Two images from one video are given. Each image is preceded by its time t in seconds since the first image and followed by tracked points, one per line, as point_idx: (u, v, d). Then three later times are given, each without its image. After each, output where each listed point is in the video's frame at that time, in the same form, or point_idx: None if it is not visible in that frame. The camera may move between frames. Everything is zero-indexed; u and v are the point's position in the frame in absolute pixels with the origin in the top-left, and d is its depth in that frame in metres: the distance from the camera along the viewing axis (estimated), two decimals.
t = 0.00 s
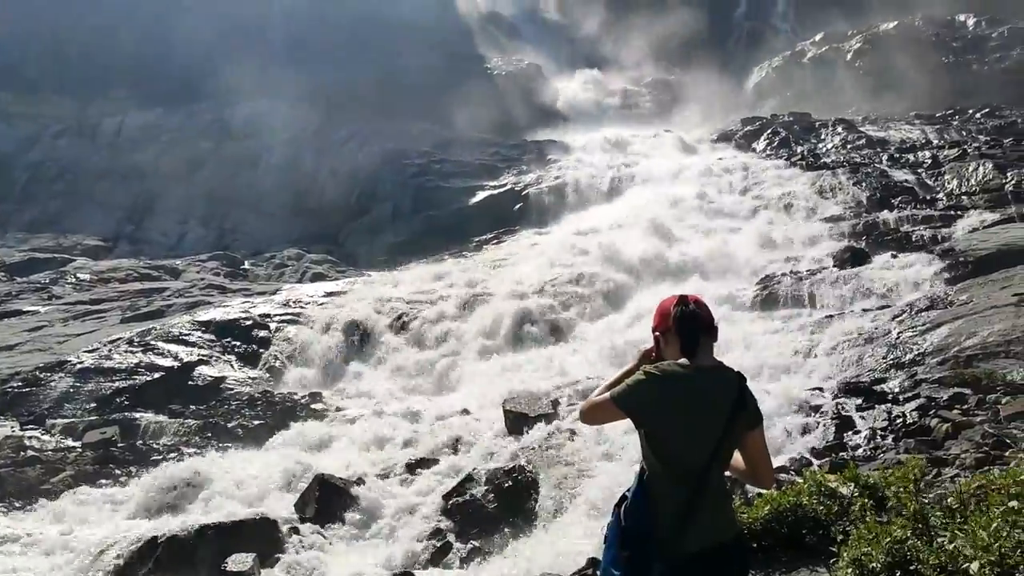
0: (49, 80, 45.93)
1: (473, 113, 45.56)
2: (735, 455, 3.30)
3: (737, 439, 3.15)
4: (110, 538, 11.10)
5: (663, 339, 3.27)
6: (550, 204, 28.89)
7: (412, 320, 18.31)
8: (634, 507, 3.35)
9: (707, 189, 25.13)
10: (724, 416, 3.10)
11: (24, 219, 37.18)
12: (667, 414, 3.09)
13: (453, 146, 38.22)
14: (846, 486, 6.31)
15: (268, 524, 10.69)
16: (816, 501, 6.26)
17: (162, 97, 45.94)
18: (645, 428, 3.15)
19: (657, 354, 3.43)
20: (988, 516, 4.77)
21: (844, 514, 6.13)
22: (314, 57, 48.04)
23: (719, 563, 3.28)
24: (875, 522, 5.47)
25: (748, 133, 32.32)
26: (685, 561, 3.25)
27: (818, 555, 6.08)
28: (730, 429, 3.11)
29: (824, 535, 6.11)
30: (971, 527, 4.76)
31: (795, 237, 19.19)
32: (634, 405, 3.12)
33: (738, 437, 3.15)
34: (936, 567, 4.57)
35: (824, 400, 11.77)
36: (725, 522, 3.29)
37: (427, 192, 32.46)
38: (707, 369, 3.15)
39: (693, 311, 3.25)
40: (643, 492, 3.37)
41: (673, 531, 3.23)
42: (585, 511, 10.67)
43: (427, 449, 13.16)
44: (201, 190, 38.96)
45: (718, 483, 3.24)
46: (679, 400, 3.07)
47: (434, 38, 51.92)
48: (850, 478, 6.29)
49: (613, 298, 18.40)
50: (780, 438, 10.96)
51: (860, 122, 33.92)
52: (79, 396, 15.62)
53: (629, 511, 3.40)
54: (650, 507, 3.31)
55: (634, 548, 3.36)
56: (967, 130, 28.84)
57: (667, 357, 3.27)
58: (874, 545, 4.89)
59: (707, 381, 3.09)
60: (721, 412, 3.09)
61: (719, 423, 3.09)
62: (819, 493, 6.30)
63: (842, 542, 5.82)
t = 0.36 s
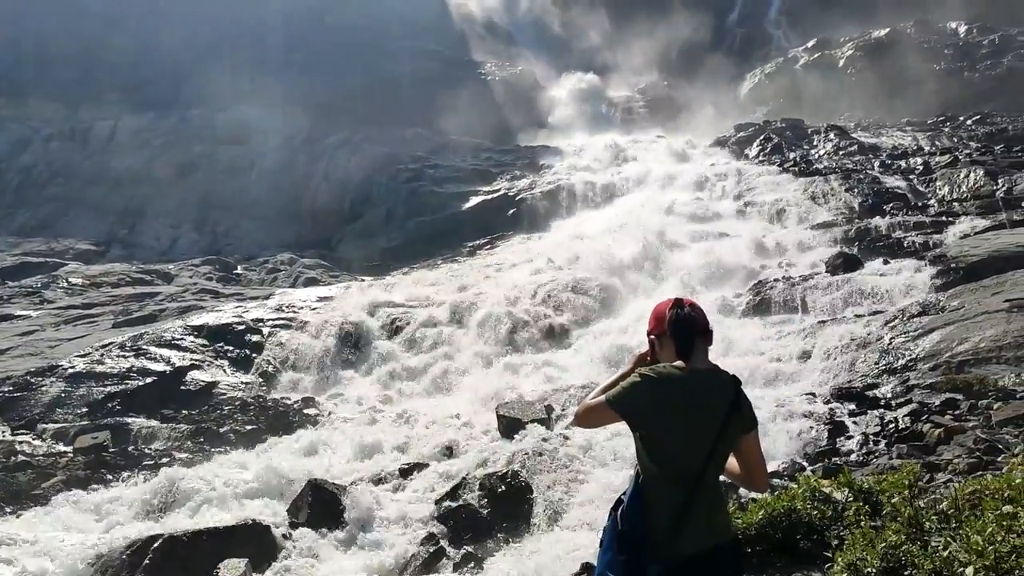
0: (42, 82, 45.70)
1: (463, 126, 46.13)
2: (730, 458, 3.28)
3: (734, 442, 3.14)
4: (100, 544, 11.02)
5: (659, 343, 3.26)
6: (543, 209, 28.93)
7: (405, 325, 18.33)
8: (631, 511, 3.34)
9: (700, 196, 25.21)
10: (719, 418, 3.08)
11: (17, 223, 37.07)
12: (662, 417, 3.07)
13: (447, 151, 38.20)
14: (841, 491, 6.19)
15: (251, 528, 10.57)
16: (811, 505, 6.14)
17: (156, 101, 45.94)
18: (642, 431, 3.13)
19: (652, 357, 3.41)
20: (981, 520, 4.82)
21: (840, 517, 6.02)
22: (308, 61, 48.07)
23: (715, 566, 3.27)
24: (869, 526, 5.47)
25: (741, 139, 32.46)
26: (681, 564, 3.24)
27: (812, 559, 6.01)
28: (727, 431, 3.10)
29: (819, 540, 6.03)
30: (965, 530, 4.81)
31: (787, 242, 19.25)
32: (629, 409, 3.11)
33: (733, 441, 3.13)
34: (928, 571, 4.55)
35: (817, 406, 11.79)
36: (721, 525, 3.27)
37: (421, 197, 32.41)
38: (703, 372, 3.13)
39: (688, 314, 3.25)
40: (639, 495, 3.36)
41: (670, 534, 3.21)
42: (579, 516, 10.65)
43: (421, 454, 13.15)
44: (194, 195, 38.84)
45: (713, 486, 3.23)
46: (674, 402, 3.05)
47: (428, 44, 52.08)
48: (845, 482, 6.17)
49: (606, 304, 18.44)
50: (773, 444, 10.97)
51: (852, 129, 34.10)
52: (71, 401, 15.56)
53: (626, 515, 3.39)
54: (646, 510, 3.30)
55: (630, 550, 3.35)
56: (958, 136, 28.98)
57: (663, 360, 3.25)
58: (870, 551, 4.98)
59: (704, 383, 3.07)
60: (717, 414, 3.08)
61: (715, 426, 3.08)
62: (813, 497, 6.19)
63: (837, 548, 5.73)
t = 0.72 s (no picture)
0: (38, 87, 45.92)
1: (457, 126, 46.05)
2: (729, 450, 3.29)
3: (729, 440, 3.12)
4: (91, 547, 10.95)
5: (654, 342, 3.24)
6: (538, 212, 28.97)
7: (400, 328, 18.33)
8: (628, 511, 3.33)
9: (694, 198, 25.28)
10: (716, 415, 3.07)
11: (11, 224, 36.97)
12: (657, 417, 3.06)
13: (442, 154, 38.20)
14: (836, 494, 6.09)
15: (243, 530, 10.47)
16: (806, 509, 5.98)
17: (151, 103, 45.92)
18: (636, 430, 3.12)
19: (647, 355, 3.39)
20: (978, 523, 4.82)
21: (836, 520, 5.87)
22: (305, 63, 48.07)
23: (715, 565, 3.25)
24: (864, 529, 5.40)
25: (735, 142, 32.54)
26: (678, 563, 3.22)
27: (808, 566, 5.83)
28: (722, 429, 3.08)
29: (815, 543, 5.86)
30: (963, 532, 4.80)
31: (782, 245, 19.29)
32: (622, 409, 3.10)
33: (729, 437, 3.12)
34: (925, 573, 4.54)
35: (812, 408, 11.80)
36: (720, 524, 3.25)
37: (416, 199, 32.40)
38: (697, 369, 3.13)
39: (684, 312, 3.22)
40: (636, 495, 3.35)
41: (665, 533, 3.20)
42: (573, 519, 10.63)
43: (415, 457, 13.12)
44: (189, 197, 38.75)
45: (709, 484, 3.20)
46: (670, 402, 3.04)
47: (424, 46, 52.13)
48: (839, 485, 6.09)
49: (601, 306, 18.45)
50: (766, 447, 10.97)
51: (846, 132, 34.18)
52: (64, 403, 15.54)
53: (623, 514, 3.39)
54: (643, 510, 3.29)
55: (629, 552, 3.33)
56: (952, 140, 29.06)
57: (658, 359, 3.24)
58: (867, 553, 4.91)
59: (697, 381, 3.06)
60: (713, 413, 3.07)
61: (710, 423, 3.07)
62: (809, 500, 6.04)
63: (834, 550, 5.55)
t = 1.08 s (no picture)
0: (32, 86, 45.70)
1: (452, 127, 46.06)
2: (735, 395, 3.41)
3: (711, 434, 3.08)
4: (83, 548, 10.91)
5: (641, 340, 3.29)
6: (533, 214, 28.98)
7: (394, 330, 18.33)
8: (619, 508, 3.35)
9: (690, 201, 25.33)
10: (696, 409, 3.06)
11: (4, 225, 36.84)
12: (635, 413, 3.10)
13: (437, 155, 38.19)
14: (830, 496, 6.07)
15: (238, 533, 10.51)
16: (802, 511, 5.93)
17: (145, 104, 45.84)
18: (619, 427, 3.17)
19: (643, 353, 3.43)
20: (973, 525, 4.85)
21: (831, 523, 5.82)
22: (300, 64, 48.02)
23: (701, 565, 3.18)
24: (860, 531, 5.39)
25: (730, 145, 32.64)
26: (661, 561, 3.19)
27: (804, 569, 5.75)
28: (701, 424, 3.06)
29: (810, 545, 5.78)
30: (958, 534, 4.82)
31: (777, 247, 19.33)
32: (605, 407, 3.17)
33: (712, 431, 3.09)
34: None
35: (806, 410, 11.83)
36: (705, 523, 3.17)
37: (411, 201, 32.40)
38: (681, 363, 3.14)
39: (670, 308, 3.24)
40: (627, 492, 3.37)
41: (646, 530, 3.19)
42: (568, 519, 10.61)
43: (410, 459, 13.09)
44: (184, 198, 38.65)
45: (694, 481, 3.14)
46: (649, 398, 3.07)
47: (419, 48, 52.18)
48: (834, 488, 6.08)
49: (596, 308, 18.47)
50: (761, 449, 10.98)
51: (841, 135, 34.33)
52: (58, 405, 15.50)
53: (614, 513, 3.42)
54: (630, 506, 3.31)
55: (619, 549, 3.33)
56: (946, 143, 29.19)
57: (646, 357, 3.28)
58: (863, 556, 4.91)
59: (676, 376, 3.08)
60: (691, 407, 3.05)
61: (690, 416, 3.05)
62: (804, 503, 6.00)
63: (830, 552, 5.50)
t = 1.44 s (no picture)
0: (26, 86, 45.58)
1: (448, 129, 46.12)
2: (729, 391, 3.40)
3: (700, 432, 3.08)
4: (75, 551, 10.88)
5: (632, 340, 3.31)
6: (527, 215, 29.01)
7: (389, 331, 18.33)
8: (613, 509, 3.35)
9: (684, 203, 25.39)
10: (686, 407, 3.06)
11: None
12: (626, 414, 3.11)
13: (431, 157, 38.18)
14: (825, 498, 6.08)
15: (231, 534, 10.38)
16: (797, 513, 5.92)
17: (140, 105, 45.81)
18: (610, 429, 3.18)
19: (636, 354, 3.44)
20: (967, 527, 4.85)
21: (827, 526, 5.81)
22: (295, 65, 47.98)
23: (694, 565, 3.16)
24: (855, 533, 5.39)
25: (724, 147, 32.73)
26: (653, 561, 3.18)
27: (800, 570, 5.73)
28: (690, 422, 3.05)
29: (805, 547, 5.75)
30: (953, 536, 4.82)
31: (771, 250, 19.38)
32: (597, 409, 3.19)
33: (702, 428, 3.08)
34: None
35: (800, 412, 11.85)
36: (697, 523, 3.14)
37: (405, 202, 32.35)
38: (669, 361, 3.14)
39: (661, 306, 3.25)
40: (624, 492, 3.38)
41: (638, 531, 3.20)
42: (562, 521, 10.59)
43: (404, 461, 13.07)
44: (177, 199, 38.56)
45: (687, 480, 3.13)
46: (639, 397, 3.08)
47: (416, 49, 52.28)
48: (829, 490, 6.09)
49: (590, 310, 18.50)
50: (755, 451, 10.99)
51: (835, 137, 34.44)
52: (50, 407, 15.49)
53: (611, 513, 3.43)
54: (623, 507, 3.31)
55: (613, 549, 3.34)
56: (939, 145, 29.32)
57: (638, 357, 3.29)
58: (857, 557, 4.92)
59: (665, 376, 3.08)
60: (681, 407, 3.05)
61: (679, 415, 3.05)
62: (799, 505, 6.00)
63: (825, 554, 5.49)
